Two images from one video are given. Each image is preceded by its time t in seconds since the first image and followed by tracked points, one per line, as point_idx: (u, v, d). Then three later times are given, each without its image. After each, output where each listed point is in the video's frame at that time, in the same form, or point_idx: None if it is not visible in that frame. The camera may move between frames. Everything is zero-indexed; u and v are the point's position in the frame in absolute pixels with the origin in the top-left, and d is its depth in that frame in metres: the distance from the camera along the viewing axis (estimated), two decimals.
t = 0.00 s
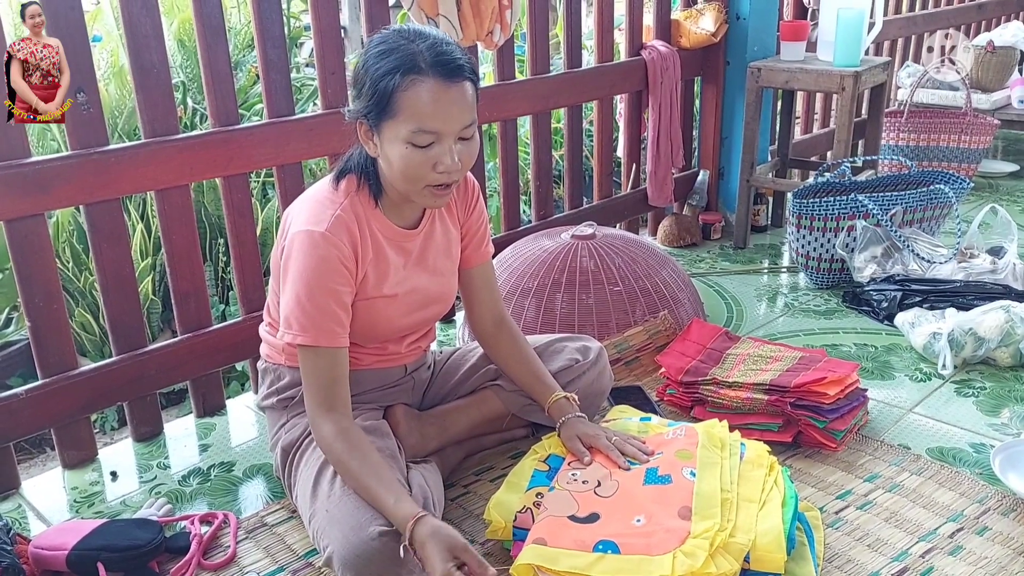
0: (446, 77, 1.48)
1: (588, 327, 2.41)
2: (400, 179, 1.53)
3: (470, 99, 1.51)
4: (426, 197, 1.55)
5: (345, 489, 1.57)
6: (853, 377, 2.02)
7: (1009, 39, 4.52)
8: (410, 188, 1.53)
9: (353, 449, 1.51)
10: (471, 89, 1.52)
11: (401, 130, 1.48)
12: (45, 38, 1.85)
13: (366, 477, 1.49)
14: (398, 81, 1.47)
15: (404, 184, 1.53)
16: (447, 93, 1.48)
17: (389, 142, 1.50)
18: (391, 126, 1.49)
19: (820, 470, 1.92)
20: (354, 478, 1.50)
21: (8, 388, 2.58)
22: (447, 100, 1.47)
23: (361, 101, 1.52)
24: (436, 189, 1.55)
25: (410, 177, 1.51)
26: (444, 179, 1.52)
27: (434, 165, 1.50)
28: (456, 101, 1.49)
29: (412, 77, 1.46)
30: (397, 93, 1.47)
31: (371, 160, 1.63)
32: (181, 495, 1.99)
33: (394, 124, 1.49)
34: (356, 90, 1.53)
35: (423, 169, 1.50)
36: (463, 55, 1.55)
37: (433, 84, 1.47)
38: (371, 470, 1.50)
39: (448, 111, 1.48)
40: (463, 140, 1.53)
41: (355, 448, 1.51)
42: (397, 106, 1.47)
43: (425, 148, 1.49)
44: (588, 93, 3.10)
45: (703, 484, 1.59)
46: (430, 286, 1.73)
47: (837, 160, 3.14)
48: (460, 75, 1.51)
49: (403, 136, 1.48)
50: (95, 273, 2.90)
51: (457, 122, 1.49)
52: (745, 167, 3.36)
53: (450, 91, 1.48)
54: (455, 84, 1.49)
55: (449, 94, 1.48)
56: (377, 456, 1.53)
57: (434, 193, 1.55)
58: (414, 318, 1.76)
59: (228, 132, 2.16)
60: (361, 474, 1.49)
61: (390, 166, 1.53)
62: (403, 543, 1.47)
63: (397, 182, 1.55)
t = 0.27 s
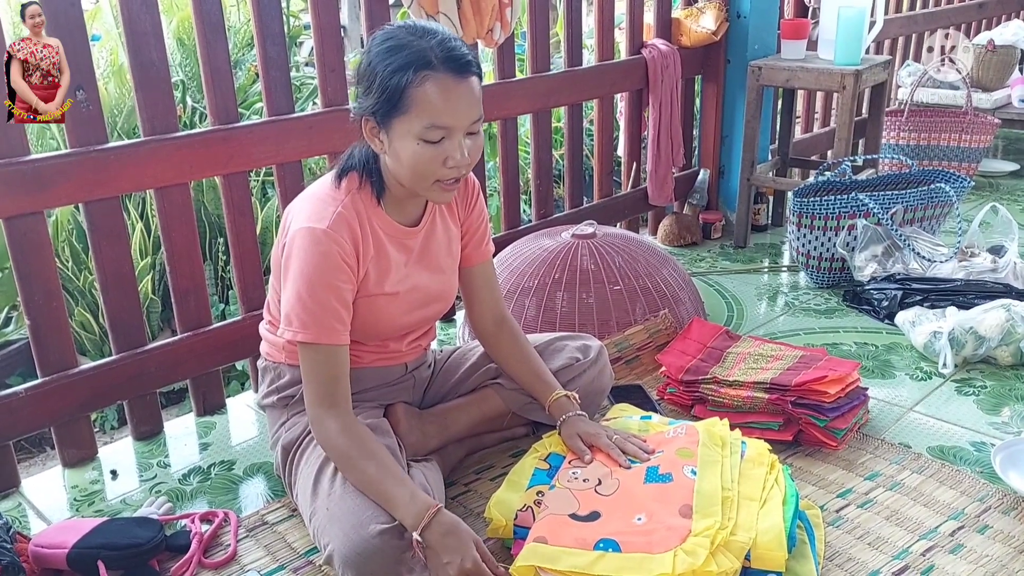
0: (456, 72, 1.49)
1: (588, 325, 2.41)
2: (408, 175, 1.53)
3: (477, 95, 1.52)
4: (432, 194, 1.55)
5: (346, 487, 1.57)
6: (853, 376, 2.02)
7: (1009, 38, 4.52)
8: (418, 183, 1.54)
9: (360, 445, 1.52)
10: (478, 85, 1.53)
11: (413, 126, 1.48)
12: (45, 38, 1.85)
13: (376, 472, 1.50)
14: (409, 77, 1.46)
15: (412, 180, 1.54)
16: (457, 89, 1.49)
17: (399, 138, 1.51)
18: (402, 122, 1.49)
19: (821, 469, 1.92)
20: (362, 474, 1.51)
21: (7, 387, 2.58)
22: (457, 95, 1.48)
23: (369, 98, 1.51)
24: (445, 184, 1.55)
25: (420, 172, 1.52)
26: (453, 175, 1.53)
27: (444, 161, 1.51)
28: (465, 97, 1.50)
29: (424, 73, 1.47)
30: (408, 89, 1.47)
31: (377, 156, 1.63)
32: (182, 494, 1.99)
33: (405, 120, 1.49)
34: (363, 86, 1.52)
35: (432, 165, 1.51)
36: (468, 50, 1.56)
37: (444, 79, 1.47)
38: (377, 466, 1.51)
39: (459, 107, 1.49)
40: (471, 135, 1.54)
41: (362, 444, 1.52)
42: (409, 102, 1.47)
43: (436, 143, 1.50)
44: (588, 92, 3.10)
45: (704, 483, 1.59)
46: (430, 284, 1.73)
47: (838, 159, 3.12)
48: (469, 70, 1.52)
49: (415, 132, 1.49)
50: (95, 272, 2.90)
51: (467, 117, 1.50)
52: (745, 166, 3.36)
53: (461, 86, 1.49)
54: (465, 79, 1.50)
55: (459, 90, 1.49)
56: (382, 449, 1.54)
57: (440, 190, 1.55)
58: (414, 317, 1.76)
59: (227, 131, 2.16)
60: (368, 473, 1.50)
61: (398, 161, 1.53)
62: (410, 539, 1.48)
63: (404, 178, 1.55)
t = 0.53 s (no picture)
0: (474, 71, 1.50)
1: (587, 324, 2.41)
2: (420, 172, 1.53)
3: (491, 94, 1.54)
4: (439, 190, 1.56)
5: (344, 486, 1.57)
6: (853, 376, 2.02)
7: (1010, 38, 4.52)
8: (428, 180, 1.54)
9: (361, 443, 1.52)
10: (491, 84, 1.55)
11: (430, 124, 1.48)
12: (45, 37, 1.85)
13: (376, 471, 1.50)
14: (430, 75, 1.46)
15: (423, 177, 1.54)
16: (475, 88, 1.49)
17: (415, 136, 1.50)
18: (419, 120, 1.48)
19: (820, 469, 1.91)
20: (363, 473, 1.51)
21: (6, 384, 2.58)
22: (475, 94, 1.49)
23: (386, 95, 1.50)
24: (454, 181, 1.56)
25: (433, 169, 1.52)
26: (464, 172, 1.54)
27: (457, 158, 1.51)
28: (481, 95, 1.50)
29: (445, 70, 1.47)
30: (429, 87, 1.46)
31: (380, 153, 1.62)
32: (180, 492, 1.98)
33: (423, 117, 1.48)
34: (380, 83, 1.51)
35: (446, 162, 1.51)
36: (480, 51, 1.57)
37: (463, 77, 1.48)
38: (378, 465, 1.51)
39: (476, 105, 1.49)
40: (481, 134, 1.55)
41: (363, 442, 1.52)
42: (428, 100, 1.46)
43: (451, 141, 1.50)
44: (588, 92, 3.09)
45: (703, 483, 1.59)
46: (429, 282, 1.73)
47: (838, 159, 3.12)
48: (484, 71, 1.53)
49: (432, 130, 1.49)
50: (94, 270, 2.89)
51: (481, 115, 1.51)
52: (746, 166, 3.36)
53: (478, 86, 1.50)
54: (481, 79, 1.51)
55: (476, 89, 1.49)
56: (382, 447, 1.54)
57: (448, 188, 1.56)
58: (413, 315, 1.76)
59: (227, 129, 2.16)
60: (368, 471, 1.50)
61: (411, 158, 1.53)
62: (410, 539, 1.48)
63: (413, 174, 1.55)
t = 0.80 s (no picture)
0: (491, 68, 1.52)
1: (587, 324, 2.41)
2: (434, 167, 1.54)
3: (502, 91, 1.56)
4: (448, 185, 1.57)
5: (345, 486, 1.57)
6: (853, 376, 2.02)
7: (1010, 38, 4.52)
8: (441, 175, 1.55)
9: (363, 441, 1.52)
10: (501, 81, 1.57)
11: (452, 119, 1.49)
12: (45, 37, 1.85)
13: (378, 470, 1.51)
14: (453, 72, 1.47)
15: (437, 173, 1.55)
16: (492, 84, 1.51)
17: (434, 131, 1.50)
18: (440, 115, 1.48)
19: (820, 469, 1.91)
20: (365, 471, 1.51)
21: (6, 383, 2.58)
22: (493, 90, 1.51)
23: (406, 91, 1.48)
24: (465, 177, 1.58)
25: (448, 164, 1.53)
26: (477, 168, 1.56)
27: (472, 154, 1.54)
28: (496, 92, 1.52)
29: (466, 67, 1.48)
30: (452, 82, 1.47)
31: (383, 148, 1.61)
32: (179, 491, 1.98)
33: (444, 112, 1.48)
34: (399, 79, 1.49)
35: (463, 157, 1.53)
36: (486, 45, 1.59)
37: (482, 74, 1.49)
38: (382, 463, 1.51)
39: (494, 101, 1.51)
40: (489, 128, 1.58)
41: (365, 441, 1.52)
42: (451, 95, 1.47)
43: (468, 136, 1.52)
44: (588, 91, 3.09)
45: (703, 483, 1.59)
46: (429, 282, 1.73)
47: (838, 159, 3.12)
48: (496, 66, 1.55)
49: (453, 125, 1.49)
50: (93, 269, 2.89)
51: (496, 112, 1.53)
52: (746, 166, 3.35)
53: (495, 81, 1.52)
54: (495, 74, 1.53)
55: (493, 85, 1.51)
56: (385, 446, 1.54)
57: (457, 182, 1.57)
58: (413, 314, 1.76)
59: (227, 128, 2.15)
60: (371, 469, 1.51)
61: (426, 153, 1.52)
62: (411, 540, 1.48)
63: (425, 170, 1.55)
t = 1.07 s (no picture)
0: (498, 55, 1.56)
1: (587, 323, 2.41)
2: (455, 157, 1.56)
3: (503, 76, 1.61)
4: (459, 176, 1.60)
5: (344, 485, 1.57)
6: (852, 376, 2.02)
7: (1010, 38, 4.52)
8: (458, 165, 1.58)
9: (363, 440, 1.51)
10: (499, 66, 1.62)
11: (473, 109, 1.52)
12: (45, 37, 1.85)
13: (379, 468, 1.51)
14: (473, 62, 1.50)
15: (458, 163, 1.57)
16: (502, 70, 1.56)
17: (457, 121, 1.52)
18: (463, 106, 1.51)
19: (819, 468, 1.91)
20: (365, 470, 1.51)
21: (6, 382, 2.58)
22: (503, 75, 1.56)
23: (428, 86, 1.49)
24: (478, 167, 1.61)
25: (469, 152, 1.56)
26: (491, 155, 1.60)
27: (489, 142, 1.57)
28: (503, 76, 1.57)
29: (482, 55, 1.51)
30: (474, 72, 1.50)
31: (388, 147, 1.60)
32: (178, 490, 1.98)
33: (468, 102, 1.51)
34: (418, 76, 1.49)
35: (480, 145, 1.56)
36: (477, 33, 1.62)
37: (494, 61, 1.53)
38: (381, 461, 1.51)
39: (505, 87, 1.56)
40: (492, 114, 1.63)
41: (365, 439, 1.51)
42: (473, 85, 1.50)
43: (486, 123, 1.55)
44: (588, 90, 3.09)
45: (703, 483, 1.59)
46: (428, 281, 1.73)
47: (838, 158, 3.12)
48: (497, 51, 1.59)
49: (476, 114, 1.52)
50: (93, 268, 2.89)
51: (504, 97, 1.58)
52: (745, 165, 3.35)
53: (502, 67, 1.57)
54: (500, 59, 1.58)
55: (502, 70, 1.56)
56: (384, 444, 1.54)
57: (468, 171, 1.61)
58: (412, 313, 1.75)
59: (226, 127, 2.15)
60: (370, 467, 1.51)
61: (449, 145, 1.54)
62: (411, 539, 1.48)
63: (443, 161, 1.57)
